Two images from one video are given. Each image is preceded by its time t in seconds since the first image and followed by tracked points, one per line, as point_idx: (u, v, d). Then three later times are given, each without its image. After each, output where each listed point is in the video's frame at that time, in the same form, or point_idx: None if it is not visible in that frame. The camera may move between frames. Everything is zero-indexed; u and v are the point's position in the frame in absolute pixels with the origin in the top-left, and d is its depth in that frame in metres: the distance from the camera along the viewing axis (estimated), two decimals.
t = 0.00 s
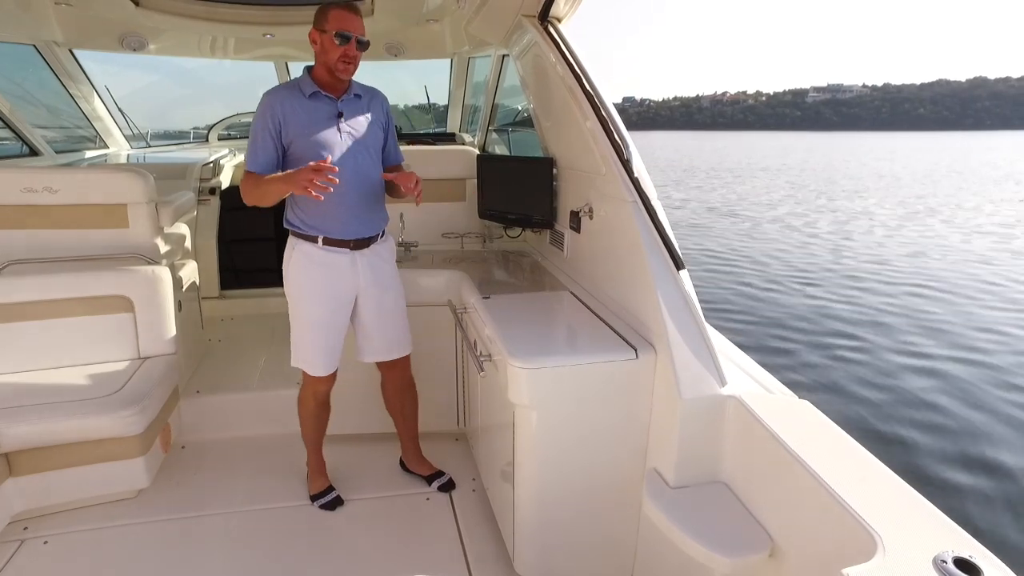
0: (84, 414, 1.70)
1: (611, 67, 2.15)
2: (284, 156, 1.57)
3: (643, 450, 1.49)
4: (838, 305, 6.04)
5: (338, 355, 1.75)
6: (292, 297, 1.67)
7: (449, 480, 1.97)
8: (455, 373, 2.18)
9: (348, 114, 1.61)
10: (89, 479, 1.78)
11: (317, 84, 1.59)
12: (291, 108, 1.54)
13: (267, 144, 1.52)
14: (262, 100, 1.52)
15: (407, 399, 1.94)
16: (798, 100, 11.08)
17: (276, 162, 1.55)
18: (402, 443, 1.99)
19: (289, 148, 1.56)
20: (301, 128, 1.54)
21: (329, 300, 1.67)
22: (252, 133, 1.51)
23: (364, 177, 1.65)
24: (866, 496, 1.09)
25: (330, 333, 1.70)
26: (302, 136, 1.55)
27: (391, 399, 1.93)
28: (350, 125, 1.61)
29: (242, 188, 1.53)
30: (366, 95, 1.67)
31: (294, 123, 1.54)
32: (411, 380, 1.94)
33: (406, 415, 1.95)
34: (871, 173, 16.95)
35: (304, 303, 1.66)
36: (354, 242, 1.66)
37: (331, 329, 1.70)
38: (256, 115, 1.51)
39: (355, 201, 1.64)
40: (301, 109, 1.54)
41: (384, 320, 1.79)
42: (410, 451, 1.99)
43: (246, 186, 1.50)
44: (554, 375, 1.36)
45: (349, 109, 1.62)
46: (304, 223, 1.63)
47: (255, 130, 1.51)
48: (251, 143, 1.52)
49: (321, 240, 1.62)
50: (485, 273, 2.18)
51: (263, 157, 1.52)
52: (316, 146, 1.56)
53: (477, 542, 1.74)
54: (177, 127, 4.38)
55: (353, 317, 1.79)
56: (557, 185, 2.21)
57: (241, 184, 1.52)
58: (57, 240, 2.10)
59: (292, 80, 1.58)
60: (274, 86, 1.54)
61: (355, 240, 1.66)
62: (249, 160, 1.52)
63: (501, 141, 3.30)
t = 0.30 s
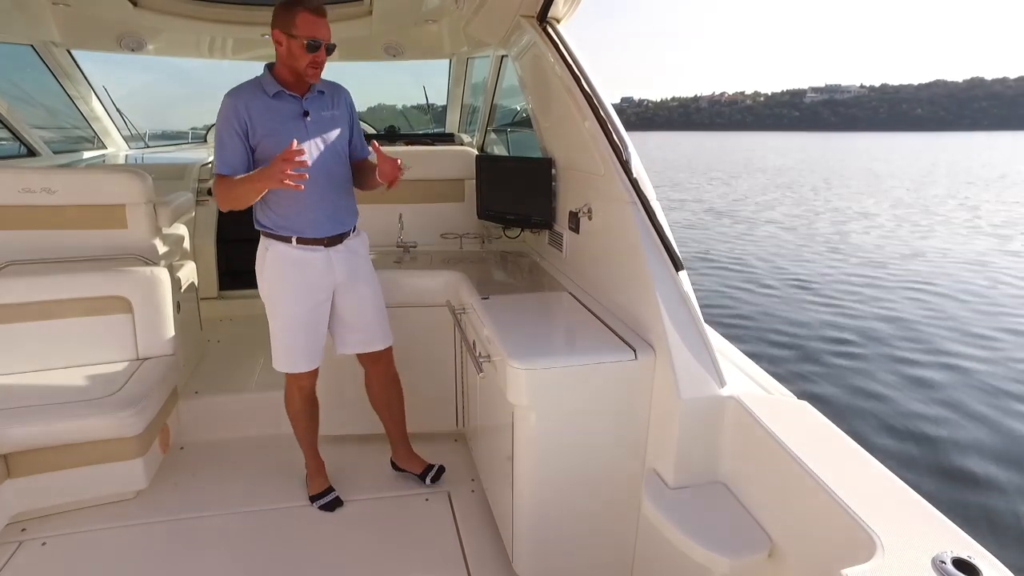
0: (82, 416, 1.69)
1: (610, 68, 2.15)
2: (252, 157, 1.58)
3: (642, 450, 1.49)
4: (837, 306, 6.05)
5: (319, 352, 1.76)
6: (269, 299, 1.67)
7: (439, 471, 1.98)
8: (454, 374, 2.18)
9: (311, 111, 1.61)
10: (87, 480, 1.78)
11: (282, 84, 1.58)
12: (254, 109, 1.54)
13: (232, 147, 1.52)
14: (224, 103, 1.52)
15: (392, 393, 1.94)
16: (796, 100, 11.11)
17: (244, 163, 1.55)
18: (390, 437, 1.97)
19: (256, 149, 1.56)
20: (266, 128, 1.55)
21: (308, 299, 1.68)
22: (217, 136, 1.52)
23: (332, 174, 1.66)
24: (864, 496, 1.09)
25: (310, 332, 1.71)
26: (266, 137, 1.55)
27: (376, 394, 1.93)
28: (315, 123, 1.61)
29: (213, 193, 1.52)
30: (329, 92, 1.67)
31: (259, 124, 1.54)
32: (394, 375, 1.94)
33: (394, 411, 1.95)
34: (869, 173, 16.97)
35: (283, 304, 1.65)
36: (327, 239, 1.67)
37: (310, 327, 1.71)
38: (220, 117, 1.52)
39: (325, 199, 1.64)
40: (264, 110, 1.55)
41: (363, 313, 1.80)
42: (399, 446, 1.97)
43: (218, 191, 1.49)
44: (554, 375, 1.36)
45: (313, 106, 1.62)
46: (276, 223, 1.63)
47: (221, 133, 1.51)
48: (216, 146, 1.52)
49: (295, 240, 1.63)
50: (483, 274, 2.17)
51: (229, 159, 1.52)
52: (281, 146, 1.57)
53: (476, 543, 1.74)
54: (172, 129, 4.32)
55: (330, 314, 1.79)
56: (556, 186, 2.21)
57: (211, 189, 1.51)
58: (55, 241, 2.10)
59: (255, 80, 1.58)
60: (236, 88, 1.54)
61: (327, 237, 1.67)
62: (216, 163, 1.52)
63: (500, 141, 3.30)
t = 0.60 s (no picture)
0: (81, 416, 1.69)
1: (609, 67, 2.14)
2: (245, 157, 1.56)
3: (641, 450, 1.49)
4: (835, 306, 6.07)
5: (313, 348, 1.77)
6: (268, 297, 1.66)
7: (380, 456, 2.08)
8: (454, 373, 2.18)
9: (304, 109, 1.62)
10: (86, 480, 1.78)
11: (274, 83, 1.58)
12: (250, 109, 1.52)
13: (230, 148, 1.50)
14: (218, 103, 1.49)
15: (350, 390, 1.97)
16: (795, 100, 11.14)
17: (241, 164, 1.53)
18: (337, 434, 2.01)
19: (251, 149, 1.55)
20: (262, 128, 1.54)
21: (308, 294, 1.69)
22: (214, 136, 1.48)
23: (325, 171, 1.68)
24: (865, 494, 1.09)
25: (308, 328, 1.72)
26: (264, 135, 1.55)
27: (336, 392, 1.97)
28: (308, 121, 1.63)
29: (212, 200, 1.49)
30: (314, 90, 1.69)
31: (255, 123, 1.53)
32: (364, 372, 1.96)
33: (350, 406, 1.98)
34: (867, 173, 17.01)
35: (283, 302, 1.65)
36: (323, 236, 1.68)
37: (308, 323, 1.72)
38: (215, 117, 1.48)
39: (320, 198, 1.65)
40: (260, 109, 1.54)
41: (354, 307, 1.84)
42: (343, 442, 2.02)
43: (220, 200, 1.47)
44: (553, 375, 1.36)
45: (304, 104, 1.63)
46: (270, 223, 1.62)
47: (217, 133, 1.48)
48: (213, 146, 1.49)
49: (293, 237, 1.63)
50: (482, 273, 2.17)
51: (228, 160, 1.49)
52: (278, 144, 1.57)
53: (475, 543, 1.74)
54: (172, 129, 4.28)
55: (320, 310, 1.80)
56: (555, 185, 2.21)
57: (211, 197, 1.48)
58: (54, 240, 2.09)
59: (244, 79, 1.56)
60: (228, 88, 1.51)
61: (322, 233, 1.68)
62: (212, 166, 1.49)
63: (499, 141, 3.30)
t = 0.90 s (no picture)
0: (79, 417, 1.68)
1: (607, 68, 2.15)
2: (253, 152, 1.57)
3: (641, 451, 1.50)
4: (834, 307, 6.08)
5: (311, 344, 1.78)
6: (270, 295, 1.66)
7: (343, 457, 2.09)
8: (453, 373, 2.18)
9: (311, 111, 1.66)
10: (84, 482, 1.78)
11: (280, 82, 1.60)
12: (263, 105, 1.54)
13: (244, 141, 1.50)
14: (232, 97, 1.50)
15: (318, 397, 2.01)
16: (792, 101, 11.19)
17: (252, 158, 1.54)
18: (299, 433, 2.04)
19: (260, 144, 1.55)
20: (273, 124, 1.57)
21: (310, 294, 1.71)
22: (229, 128, 1.48)
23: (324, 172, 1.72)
24: (865, 494, 1.10)
25: (308, 324, 1.74)
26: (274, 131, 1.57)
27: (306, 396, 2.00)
28: (313, 121, 1.66)
29: (229, 191, 1.47)
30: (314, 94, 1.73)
31: (265, 119, 1.55)
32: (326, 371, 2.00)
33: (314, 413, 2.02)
34: (864, 173, 17.05)
35: (288, 300, 1.66)
36: (325, 234, 1.70)
37: (308, 320, 1.73)
38: (232, 111, 1.49)
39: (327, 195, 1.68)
40: (270, 105, 1.56)
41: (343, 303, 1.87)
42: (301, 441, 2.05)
43: (240, 191, 1.46)
44: (554, 375, 1.36)
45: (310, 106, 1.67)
46: (278, 219, 1.62)
47: (235, 125, 1.48)
48: (227, 137, 1.48)
49: (299, 234, 1.64)
50: (481, 274, 2.18)
51: (241, 153, 1.50)
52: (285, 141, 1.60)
53: (475, 543, 1.74)
54: (169, 129, 4.27)
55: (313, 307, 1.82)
56: (554, 185, 2.21)
57: (229, 187, 1.46)
58: (53, 241, 2.09)
59: (252, 76, 1.57)
60: (241, 83, 1.53)
61: (325, 230, 1.70)
62: (229, 157, 1.48)
63: (498, 141, 3.31)
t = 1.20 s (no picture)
0: (79, 419, 1.68)
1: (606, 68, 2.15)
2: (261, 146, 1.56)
3: (641, 452, 1.49)
4: (833, 309, 6.09)
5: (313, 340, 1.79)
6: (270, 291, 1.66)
7: (342, 458, 2.09)
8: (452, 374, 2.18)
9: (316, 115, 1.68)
10: (83, 484, 1.77)
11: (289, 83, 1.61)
12: (276, 101, 1.55)
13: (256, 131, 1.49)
14: (247, 89, 1.50)
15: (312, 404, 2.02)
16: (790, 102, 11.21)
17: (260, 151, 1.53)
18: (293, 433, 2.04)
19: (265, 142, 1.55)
20: (283, 121, 1.57)
21: (308, 291, 1.71)
22: (243, 116, 1.47)
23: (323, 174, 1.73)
24: (864, 494, 1.10)
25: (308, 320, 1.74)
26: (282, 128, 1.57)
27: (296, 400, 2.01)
28: (317, 125, 1.68)
29: (237, 185, 1.45)
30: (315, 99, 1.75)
31: (276, 115, 1.55)
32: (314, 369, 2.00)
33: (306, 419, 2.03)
34: (861, 173, 17.07)
35: (288, 297, 1.67)
36: (321, 232, 1.72)
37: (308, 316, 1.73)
38: (246, 101, 1.48)
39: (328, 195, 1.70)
40: (281, 102, 1.56)
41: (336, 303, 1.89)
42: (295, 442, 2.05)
43: (248, 184, 1.44)
44: (553, 376, 1.36)
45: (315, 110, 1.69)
46: (278, 215, 1.64)
47: (249, 116, 1.48)
48: (241, 125, 1.46)
49: (296, 230, 1.65)
50: (481, 274, 2.18)
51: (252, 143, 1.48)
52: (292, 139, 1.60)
53: (475, 543, 1.74)
54: (168, 130, 4.27)
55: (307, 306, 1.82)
56: (553, 186, 2.21)
57: (239, 180, 1.44)
58: (51, 243, 2.09)
59: (263, 72, 1.57)
60: (254, 77, 1.53)
61: (322, 229, 1.71)
62: (243, 146, 1.46)
63: (497, 142, 3.31)
